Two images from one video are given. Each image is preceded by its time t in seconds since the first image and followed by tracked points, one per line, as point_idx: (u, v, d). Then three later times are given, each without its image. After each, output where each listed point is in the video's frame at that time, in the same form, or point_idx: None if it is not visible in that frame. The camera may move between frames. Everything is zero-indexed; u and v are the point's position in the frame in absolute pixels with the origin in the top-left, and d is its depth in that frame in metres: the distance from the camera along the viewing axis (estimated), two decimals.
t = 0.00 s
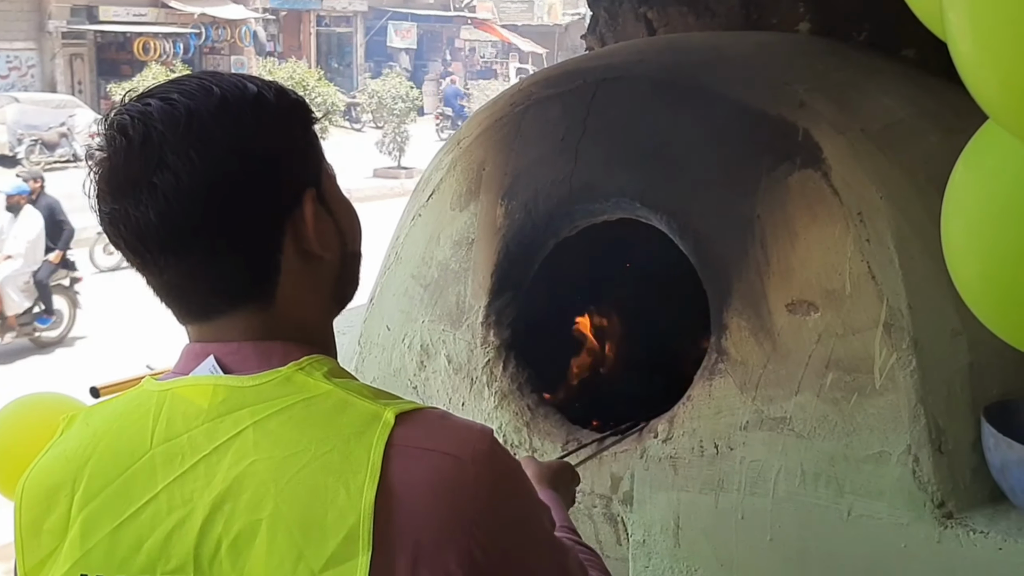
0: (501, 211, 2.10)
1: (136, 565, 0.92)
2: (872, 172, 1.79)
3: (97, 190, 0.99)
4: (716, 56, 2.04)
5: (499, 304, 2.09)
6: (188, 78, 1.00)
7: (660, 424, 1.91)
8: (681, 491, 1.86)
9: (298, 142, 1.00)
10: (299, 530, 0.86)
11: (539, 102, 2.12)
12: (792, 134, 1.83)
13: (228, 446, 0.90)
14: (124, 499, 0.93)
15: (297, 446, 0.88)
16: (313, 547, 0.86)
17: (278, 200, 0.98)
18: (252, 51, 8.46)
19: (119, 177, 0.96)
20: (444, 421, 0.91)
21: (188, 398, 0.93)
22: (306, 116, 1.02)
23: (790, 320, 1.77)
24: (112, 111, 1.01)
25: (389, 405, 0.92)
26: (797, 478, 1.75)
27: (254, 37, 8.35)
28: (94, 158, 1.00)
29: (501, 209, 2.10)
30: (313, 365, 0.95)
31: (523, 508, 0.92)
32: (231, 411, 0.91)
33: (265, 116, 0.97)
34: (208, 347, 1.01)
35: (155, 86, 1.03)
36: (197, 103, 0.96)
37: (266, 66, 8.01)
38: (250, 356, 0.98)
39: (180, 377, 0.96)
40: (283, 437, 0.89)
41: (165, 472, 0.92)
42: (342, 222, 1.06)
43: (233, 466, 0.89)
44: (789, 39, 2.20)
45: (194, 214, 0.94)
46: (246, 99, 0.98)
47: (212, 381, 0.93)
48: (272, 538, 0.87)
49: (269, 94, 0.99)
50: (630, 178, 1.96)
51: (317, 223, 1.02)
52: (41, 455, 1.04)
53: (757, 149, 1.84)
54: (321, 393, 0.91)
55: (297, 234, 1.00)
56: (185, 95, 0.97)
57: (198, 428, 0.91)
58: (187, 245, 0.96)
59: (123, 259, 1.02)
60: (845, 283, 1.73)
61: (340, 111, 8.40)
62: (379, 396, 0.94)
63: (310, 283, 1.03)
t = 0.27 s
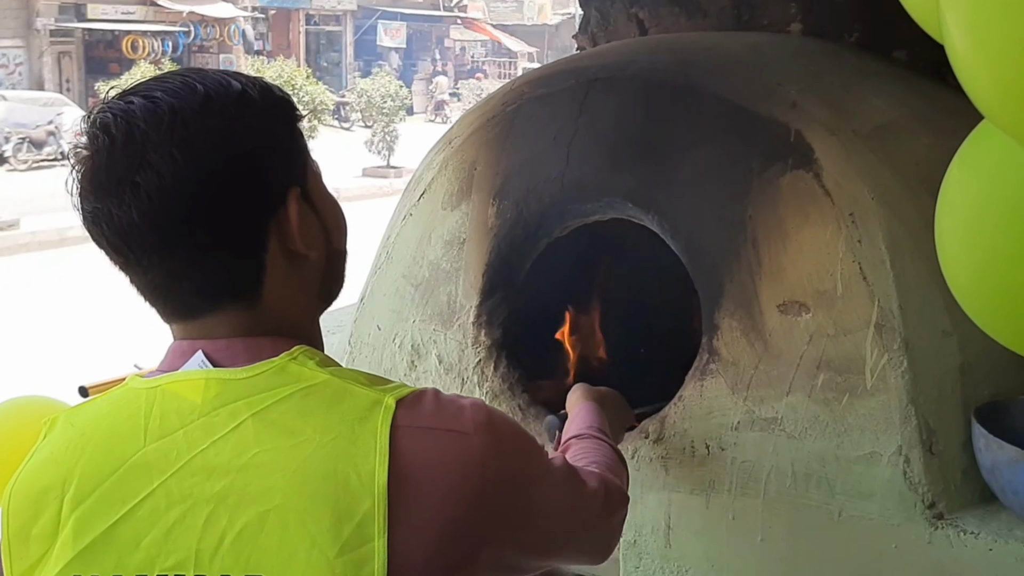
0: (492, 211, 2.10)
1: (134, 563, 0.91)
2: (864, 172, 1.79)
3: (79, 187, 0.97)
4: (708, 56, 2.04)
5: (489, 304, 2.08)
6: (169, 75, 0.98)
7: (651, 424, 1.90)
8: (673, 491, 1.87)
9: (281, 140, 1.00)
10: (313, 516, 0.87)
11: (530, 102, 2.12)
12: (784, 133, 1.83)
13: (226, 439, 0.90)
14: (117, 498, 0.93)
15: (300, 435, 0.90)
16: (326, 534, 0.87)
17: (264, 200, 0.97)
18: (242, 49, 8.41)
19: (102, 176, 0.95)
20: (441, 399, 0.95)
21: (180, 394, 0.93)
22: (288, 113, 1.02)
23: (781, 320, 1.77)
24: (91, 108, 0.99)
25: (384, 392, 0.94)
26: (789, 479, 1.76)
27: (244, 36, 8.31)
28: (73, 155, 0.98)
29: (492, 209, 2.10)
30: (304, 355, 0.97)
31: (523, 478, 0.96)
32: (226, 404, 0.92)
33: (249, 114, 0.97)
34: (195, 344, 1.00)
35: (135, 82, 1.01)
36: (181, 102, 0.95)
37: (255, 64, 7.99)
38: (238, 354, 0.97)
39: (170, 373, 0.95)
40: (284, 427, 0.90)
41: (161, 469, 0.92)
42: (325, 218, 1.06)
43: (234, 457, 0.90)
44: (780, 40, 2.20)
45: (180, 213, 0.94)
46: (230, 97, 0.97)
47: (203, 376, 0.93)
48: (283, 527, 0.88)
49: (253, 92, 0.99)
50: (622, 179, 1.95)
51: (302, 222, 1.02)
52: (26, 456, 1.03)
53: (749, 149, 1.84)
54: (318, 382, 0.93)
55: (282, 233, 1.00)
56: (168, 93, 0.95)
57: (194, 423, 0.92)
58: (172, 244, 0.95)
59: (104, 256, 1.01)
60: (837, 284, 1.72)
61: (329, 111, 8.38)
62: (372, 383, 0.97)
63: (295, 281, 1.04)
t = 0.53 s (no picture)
0: (483, 210, 2.10)
1: (119, 567, 0.90)
2: (856, 173, 1.79)
3: (65, 185, 0.97)
4: (700, 56, 2.04)
5: (482, 303, 2.08)
6: (155, 72, 0.98)
7: (642, 424, 1.91)
8: (665, 491, 1.87)
9: (268, 138, 0.98)
10: (297, 522, 0.86)
11: (523, 101, 2.12)
12: (776, 134, 1.83)
13: (212, 442, 0.89)
14: (103, 500, 0.92)
15: (285, 439, 0.88)
16: (307, 538, 0.86)
17: (250, 199, 0.97)
18: (232, 47, 8.39)
19: (87, 175, 0.94)
20: (433, 403, 0.93)
21: (168, 396, 0.92)
22: (276, 110, 1.00)
23: (773, 320, 1.77)
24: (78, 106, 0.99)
25: (373, 395, 0.92)
26: (780, 478, 1.76)
27: (235, 36, 8.28)
28: (60, 153, 0.98)
29: (484, 208, 2.10)
30: (292, 358, 0.95)
31: (515, 486, 0.93)
32: (214, 407, 0.91)
33: (234, 112, 0.96)
34: (184, 344, 1.00)
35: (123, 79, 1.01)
36: (165, 99, 0.94)
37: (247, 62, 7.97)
38: (227, 354, 0.97)
39: (159, 375, 0.95)
40: (270, 431, 0.88)
41: (148, 472, 0.91)
42: (314, 218, 1.06)
43: (219, 461, 0.88)
44: (772, 40, 2.20)
45: (165, 212, 0.93)
46: (216, 95, 0.96)
47: (192, 378, 0.93)
48: (265, 533, 0.86)
49: (238, 89, 0.97)
50: (615, 178, 1.95)
51: (290, 220, 1.01)
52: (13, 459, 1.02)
53: (741, 150, 1.84)
54: (305, 386, 0.92)
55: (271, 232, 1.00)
56: (153, 91, 0.95)
57: (180, 426, 0.91)
58: (158, 243, 0.95)
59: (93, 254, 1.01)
60: (828, 284, 1.73)
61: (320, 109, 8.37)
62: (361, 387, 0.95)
63: (282, 280, 1.03)
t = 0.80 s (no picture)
0: (476, 209, 2.09)
1: (108, 567, 0.89)
2: (848, 174, 1.79)
3: (57, 179, 0.96)
4: (694, 56, 2.04)
5: (474, 302, 2.08)
6: (150, 66, 0.97)
7: (635, 423, 1.91)
8: (657, 490, 1.87)
9: (263, 134, 0.98)
10: (285, 526, 0.85)
11: (516, 99, 2.12)
12: (770, 134, 1.83)
13: (201, 443, 0.88)
14: (92, 500, 0.91)
15: (274, 442, 0.87)
16: (295, 541, 0.85)
17: (244, 195, 0.97)
18: (223, 46, 8.36)
19: (81, 168, 0.94)
20: (422, 404, 0.92)
21: (158, 395, 0.92)
22: (272, 106, 1.00)
23: (766, 320, 1.77)
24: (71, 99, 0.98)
25: (363, 396, 0.92)
26: (772, 478, 1.76)
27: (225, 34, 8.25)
28: (52, 147, 0.97)
29: (476, 208, 2.09)
30: (282, 358, 0.94)
31: (504, 489, 0.93)
32: (202, 407, 0.90)
33: (230, 107, 0.96)
34: (175, 342, 0.99)
35: (117, 73, 1.00)
36: (162, 93, 0.94)
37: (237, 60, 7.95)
38: (218, 352, 0.96)
39: (148, 373, 0.94)
40: (259, 432, 0.88)
41: (137, 471, 0.90)
42: (308, 215, 1.05)
43: (207, 463, 0.88)
44: (764, 41, 2.20)
45: (159, 207, 0.93)
46: (212, 89, 0.96)
47: (181, 377, 0.92)
48: (254, 535, 0.86)
49: (234, 84, 0.97)
50: (608, 177, 1.95)
51: (284, 217, 1.00)
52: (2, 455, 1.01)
53: (735, 149, 1.84)
54: (294, 386, 0.91)
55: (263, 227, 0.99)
56: (149, 85, 0.94)
57: (169, 425, 0.90)
58: (152, 237, 0.94)
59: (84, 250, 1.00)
60: (821, 284, 1.73)
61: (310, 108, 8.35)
62: (351, 387, 0.94)
63: (276, 278, 1.02)
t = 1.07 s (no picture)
0: (467, 209, 2.09)
1: (95, 565, 0.89)
2: (838, 175, 1.79)
3: (51, 176, 0.95)
4: (685, 57, 2.04)
5: (465, 302, 2.08)
6: (147, 65, 0.97)
7: (625, 424, 1.91)
8: (647, 491, 1.87)
9: (260, 134, 0.98)
10: (270, 528, 0.85)
11: (507, 99, 2.12)
12: (761, 135, 1.83)
13: (189, 442, 0.88)
14: (80, 497, 0.91)
15: (260, 442, 0.87)
16: (280, 543, 0.85)
17: (240, 194, 0.96)
18: (212, 46, 8.33)
19: (77, 166, 0.93)
20: (410, 409, 0.91)
21: (148, 393, 0.91)
22: (269, 106, 1.00)
23: (756, 321, 1.77)
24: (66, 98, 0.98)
25: (353, 398, 0.91)
26: (762, 479, 1.76)
27: (214, 34, 8.21)
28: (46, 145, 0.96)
29: (468, 208, 2.09)
30: (273, 359, 0.94)
31: (492, 491, 0.92)
32: (191, 406, 0.90)
33: (228, 106, 0.96)
34: (166, 340, 0.98)
35: (112, 72, 1.00)
36: (160, 91, 0.93)
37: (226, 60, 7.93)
38: (208, 351, 0.96)
39: (138, 372, 0.93)
40: (246, 433, 0.87)
41: (125, 469, 0.90)
42: (303, 216, 1.05)
43: (194, 462, 0.87)
44: (755, 42, 2.20)
45: (156, 205, 0.92)
46: (210, 89, 0.96)
47: (171, 376, 0.92)
48: (238, 536, 0.85)
49: (231, 84, 0.97)
50: (601, 178, 1.95)
51: (279, 216, 1.00)
52: None
53: (726, 150, 1.83)
54: (284, 387, 0.90)
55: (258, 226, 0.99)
56: (146, 83, 0.94)
57: (158, 424, 0.90)
58: (148, 236, 0.93)
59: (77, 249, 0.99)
60: (811, 285, 1.73)
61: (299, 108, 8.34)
62: (341, 389, 0.94)
63: (270, 277, 1.02)
